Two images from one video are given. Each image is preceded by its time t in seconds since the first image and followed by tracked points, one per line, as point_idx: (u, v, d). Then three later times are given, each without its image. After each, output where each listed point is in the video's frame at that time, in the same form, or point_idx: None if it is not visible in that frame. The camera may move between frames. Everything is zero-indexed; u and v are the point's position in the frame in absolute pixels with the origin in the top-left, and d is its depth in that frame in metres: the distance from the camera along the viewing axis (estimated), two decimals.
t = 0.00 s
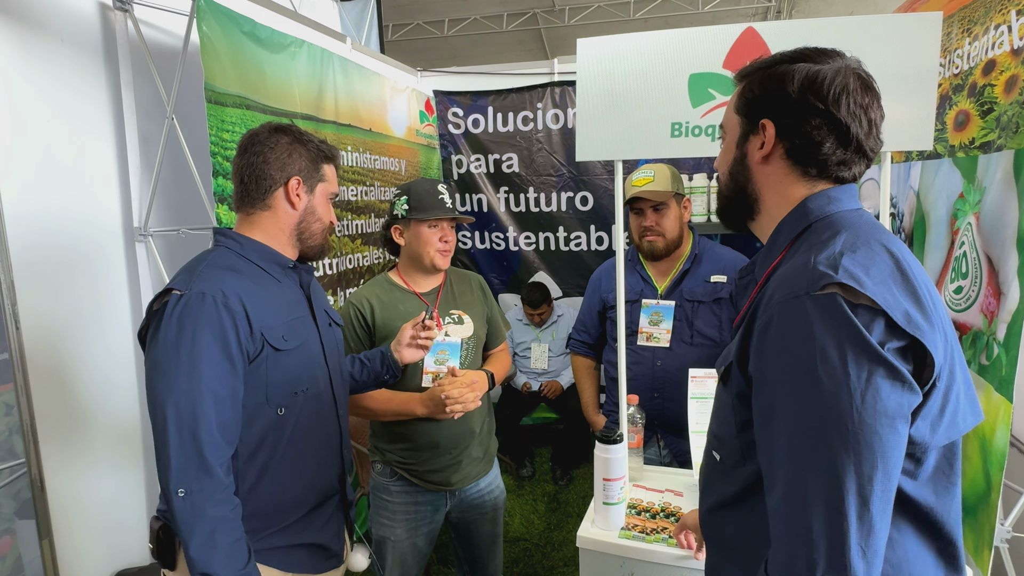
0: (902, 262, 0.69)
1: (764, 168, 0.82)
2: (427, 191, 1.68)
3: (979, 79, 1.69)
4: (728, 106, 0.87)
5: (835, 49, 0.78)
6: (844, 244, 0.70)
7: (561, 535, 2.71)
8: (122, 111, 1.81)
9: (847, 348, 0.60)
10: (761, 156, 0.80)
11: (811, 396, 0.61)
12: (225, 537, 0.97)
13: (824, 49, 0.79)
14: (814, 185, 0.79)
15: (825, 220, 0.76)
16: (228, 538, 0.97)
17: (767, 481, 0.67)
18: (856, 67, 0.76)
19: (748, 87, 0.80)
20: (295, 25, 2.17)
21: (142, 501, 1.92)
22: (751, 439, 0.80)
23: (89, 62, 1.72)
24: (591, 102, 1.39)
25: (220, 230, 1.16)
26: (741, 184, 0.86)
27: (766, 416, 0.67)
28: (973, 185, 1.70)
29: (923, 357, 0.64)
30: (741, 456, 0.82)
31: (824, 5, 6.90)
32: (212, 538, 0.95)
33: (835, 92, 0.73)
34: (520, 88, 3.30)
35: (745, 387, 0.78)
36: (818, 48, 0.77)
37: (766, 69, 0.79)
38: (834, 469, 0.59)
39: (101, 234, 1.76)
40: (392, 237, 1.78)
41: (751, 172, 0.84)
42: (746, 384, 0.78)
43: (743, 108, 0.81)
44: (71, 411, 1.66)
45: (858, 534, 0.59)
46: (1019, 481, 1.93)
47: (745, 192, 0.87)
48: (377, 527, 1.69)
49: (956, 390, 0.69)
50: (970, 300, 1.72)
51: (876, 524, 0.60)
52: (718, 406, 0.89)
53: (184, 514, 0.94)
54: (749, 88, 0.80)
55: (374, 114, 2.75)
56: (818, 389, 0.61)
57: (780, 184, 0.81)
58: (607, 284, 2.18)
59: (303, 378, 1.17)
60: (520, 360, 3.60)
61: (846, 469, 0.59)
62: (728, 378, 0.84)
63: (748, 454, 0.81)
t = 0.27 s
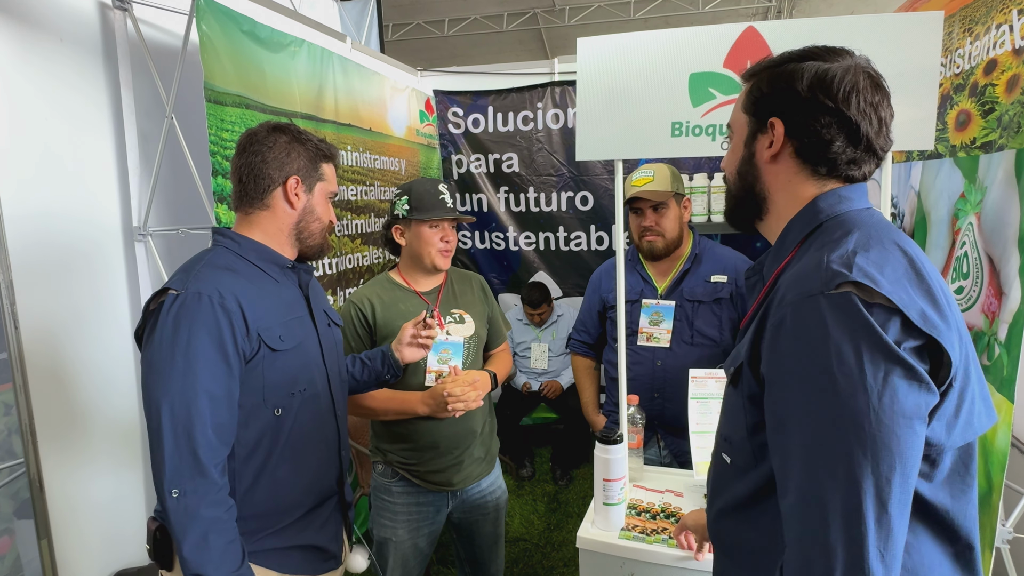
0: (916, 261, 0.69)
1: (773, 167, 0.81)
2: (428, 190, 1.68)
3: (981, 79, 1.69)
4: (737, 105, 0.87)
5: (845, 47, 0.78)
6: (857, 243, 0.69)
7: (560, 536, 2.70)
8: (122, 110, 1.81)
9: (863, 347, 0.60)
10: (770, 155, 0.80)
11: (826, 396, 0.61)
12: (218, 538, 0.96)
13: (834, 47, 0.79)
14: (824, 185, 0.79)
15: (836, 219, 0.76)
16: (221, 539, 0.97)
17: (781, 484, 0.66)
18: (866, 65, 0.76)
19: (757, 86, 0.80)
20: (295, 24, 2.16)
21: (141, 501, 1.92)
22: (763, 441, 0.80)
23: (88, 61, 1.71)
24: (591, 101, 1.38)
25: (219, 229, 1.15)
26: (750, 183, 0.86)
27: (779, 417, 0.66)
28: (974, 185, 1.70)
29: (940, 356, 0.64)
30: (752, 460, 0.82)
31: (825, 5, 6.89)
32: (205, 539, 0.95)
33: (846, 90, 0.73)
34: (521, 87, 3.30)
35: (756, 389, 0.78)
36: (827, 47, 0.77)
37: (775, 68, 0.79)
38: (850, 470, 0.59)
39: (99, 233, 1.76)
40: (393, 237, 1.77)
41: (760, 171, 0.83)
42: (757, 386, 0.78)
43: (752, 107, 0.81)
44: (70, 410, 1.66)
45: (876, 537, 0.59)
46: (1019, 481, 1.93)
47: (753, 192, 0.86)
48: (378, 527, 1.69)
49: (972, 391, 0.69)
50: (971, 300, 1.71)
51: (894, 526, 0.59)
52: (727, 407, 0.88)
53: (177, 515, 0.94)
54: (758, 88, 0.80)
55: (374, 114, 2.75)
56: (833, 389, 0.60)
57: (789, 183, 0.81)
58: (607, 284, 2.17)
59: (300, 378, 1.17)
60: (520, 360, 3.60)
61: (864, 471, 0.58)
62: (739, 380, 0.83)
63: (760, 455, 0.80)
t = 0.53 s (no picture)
0: (930, 262, 0.69)
1: (781, 168, 0.81)
2: (424, 191, 1.67)
3: (981, 79, 1.69)
4: (742, 105, 0.87)
5: (852, 47, 0.78)
6: (870, 245, 0.69)
7: (560, 536, 2.70)
8: (121, 110, 1.80)
9: (880, 350, 0.60)
10: (778, 156, 0.80)
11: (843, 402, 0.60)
12: (217, 540, 0.96)
13: (840, 47, 0.79)
14: (832, 186, 0.79)
15: (847, 220, 0.75)
16: (219, 541, 0.96)
17: (795, 491, 0.67)
18: (874, 65, 0.76)
19: (764, 86, 0.80)
20: (296, 24, 2.16)
21: (140, 502, 1.91)
22: (776, 446, 0.79)
23: (88, 61, 1.71)
24: (591, 102, 1.38)
25: (219, 230, 1.15)
26: (757, 184, 0.85)
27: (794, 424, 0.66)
28: (975, 186, 1.70)
29: (958, 360, 0.63)
30: (764, 466, 0.81)
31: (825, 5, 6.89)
32: (203, 541, 0.95)
33: (854, 91, 0.73)
34: (520, 88, 3.30)
35: (768, 394, 0.77)
36: (834, 46, 0.77)
37: (782, 68, 0.79)
38: (866, 476, 0.58)
39: (99, 234, 1.76)
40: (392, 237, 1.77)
41: (767, 172, 0.83)
42: (769, 391, 0.77)
43: (759, 107, 0.81)
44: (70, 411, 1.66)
45: (894, 544, 0.59)
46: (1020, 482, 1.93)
47: (760, 193, 0.86)
48: (377, 526, 1.69)
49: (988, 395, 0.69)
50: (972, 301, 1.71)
51: (913, 534, 0.59)
52: (736, 411, 0.88)
53: (175, 516, 0.94)
54: (765, 88, 0.80)
55: (374, 114, 2.74)
56: (850, 394, 0.60)
57: (797, 184, 0.80)
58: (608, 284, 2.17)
59: (300, 379, 1.17)
60: (520, 360, 3.60)
61: (882, 478, 0.58)
62: (750, 385, 0.82)
63: (772, 462, 0.80)
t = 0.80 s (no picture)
0: (942, 265, 0.68)
1: (789, 168, 0.81)
2: (423, 191, 1.67)
3: (982, 79, 1.69)
4: (749, 105, 0.87)
5: (860, 47, 0.78)
6: (882, 247, 0.69)
7: (560, 537, 2.70)
8: (121, 111, 1.80)
9: (894, 354, 0.60)
10: (786, 157, 0.80)
11: (857, 407, 0.60)
12: (220, 541, 0.96)
13: (848, 47, 0.79)
14: (842, 186, 0.78)
15: (858, 222, 0.75)
16: (222, 542, 0.96)
17: (807, 496, 0.66)
18: (883, 65, 0.76)
19: (772, 86, 0.80)
20: (296, 25, 2.16)
21: (140, 502, 1.91)
22: (786, 450, 0.79)
23: (88, 61, 1.71)
24: (592, 102, 1.38)
25: (222, 230, 1.15)
26: (764, 185, 0.85)
27: (806, 429, 0.66)
28: (976, 186, 1.70)
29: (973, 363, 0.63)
30: (774, 471, 0.81)
31: (824, 6, 6.89)
32: (206, 542, 0.94)
33: (864, 91, 0.73)
34: (521, 88, 3.30)
35: (778, 397, 0.77)
36: (842, 46, 0.77)
37: (790, 68, 0.79)
38: (881, 482, 0.58)
39: (99, 234, 1.75)
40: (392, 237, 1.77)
41: (776, 173, 0.83)
42: (780, 395, 0.77)
43: (767, 107, 0.81)
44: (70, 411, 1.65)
45: (910, 551, 0.59)
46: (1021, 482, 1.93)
47: (768, 194, 0.86)
48: (375, 524, 1.69)
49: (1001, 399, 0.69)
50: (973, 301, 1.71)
51: (930, 542, 0.59)
52: (744, 414, 0.88)
53: (178, 517, 0.93)
54: (773, 88, 0.80)
55: (374, 114, 2.74)
56: (863, 399, 0.60)
57: (806, 184, 0.80)
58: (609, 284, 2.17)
59: (303, 380, 1.16)
60: (521, 360, 3.60)
61: (897, 483, 0.58)
62: (759, 389, 0.82)
63: (782, 466, 0.80)
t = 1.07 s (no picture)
0: (949, 267, 0.68)
1: (795, 169, 0.81)
2: (426, 192, 1.67)
3: (981, 80, 1.69)
4: (753, 105, 0.87)
5: (866, 46, 0.78)
6: (889, 249, 0.69)
7: (560, 538, 2.70)
8: (121, 112, 1.80)
9: (902, 357, 0.59)
10: (792, 157, 0.80)
11: (863, 410, 0.60)
12: (221, 543, 0.96)
13: (854, 47, 0.79)
14: (848, 187, 0.78)
15: (864, 223, 0.75)
16: (223, 544, 0.96)
17: (811, 500, 0.66)
18: (889, 64, 0.76)
19: (778, 86, 0.80)
20: (296, 26, 2.16)
21: (140, 504, 1.91)
22: (789, 453, 0.79)
23: (87, 62, 1.71)
24: (591, 103, 1.38)
25: (224, 230, 1.15)
26: (769, 185, 0.85)
27: (811, 432, 0.66)
28: (975, 186, 1.70)
29: (980, 367, 0.63)
30: (776, 473, 0.81)
31: (824, 6, 6.89)
32: (207, 544, 0.94)
33: (870, 90, 0.73)
34: (520, 89, 3.30)
35: (782, 400, 0.77)
36: (848, 46, 0.78)
37: (796, 68, 0.79)
38: (887, 486, 0.58)
39: (99, 235, 1.75)
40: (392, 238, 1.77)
41: (781, 173, 0.83)
42: (784, 397, 0.77)
43: (772, 107, 0.81)
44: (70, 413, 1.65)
45: (916, 556, 0.59)
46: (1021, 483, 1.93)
47: (773, 194, 0.86)
48: (372, 522, 1.69)
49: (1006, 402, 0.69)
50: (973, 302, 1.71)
51: (935, 545, 0.59)
52: (745, 416, 0.88)
53: (178, 519, 0.93)
54: (778, 88, 0.80)
55: (374, 115, 2.74)
56: (869, 402, 0.60)
57: (811, 185, 0.80)
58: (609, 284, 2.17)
59: (304, 382, 1.16)
60: (520, 361, 3.60)
61: (903, 487, 0.58)
62: (762, 391, 0.82)
63: (785, 469, 0.79)
